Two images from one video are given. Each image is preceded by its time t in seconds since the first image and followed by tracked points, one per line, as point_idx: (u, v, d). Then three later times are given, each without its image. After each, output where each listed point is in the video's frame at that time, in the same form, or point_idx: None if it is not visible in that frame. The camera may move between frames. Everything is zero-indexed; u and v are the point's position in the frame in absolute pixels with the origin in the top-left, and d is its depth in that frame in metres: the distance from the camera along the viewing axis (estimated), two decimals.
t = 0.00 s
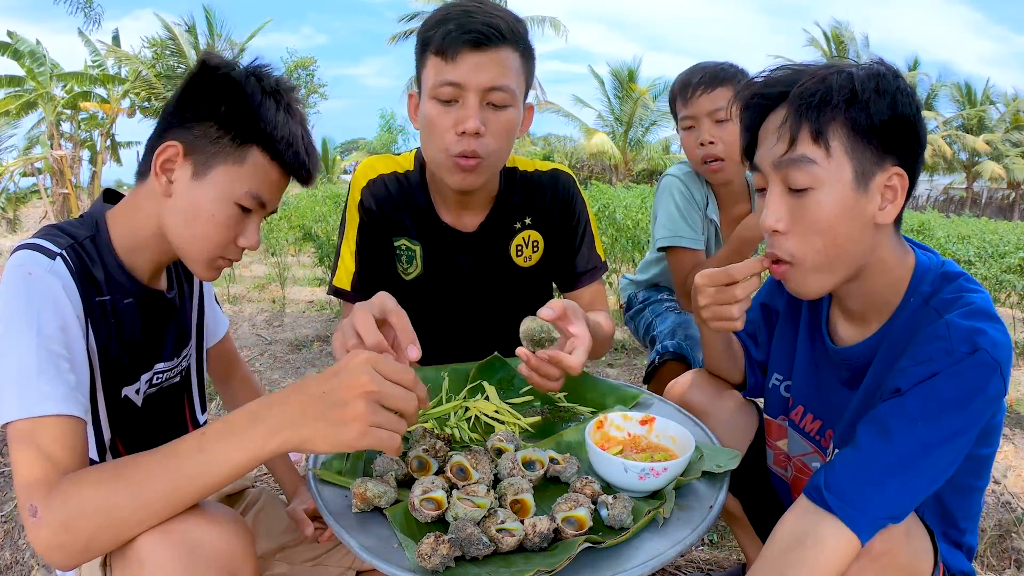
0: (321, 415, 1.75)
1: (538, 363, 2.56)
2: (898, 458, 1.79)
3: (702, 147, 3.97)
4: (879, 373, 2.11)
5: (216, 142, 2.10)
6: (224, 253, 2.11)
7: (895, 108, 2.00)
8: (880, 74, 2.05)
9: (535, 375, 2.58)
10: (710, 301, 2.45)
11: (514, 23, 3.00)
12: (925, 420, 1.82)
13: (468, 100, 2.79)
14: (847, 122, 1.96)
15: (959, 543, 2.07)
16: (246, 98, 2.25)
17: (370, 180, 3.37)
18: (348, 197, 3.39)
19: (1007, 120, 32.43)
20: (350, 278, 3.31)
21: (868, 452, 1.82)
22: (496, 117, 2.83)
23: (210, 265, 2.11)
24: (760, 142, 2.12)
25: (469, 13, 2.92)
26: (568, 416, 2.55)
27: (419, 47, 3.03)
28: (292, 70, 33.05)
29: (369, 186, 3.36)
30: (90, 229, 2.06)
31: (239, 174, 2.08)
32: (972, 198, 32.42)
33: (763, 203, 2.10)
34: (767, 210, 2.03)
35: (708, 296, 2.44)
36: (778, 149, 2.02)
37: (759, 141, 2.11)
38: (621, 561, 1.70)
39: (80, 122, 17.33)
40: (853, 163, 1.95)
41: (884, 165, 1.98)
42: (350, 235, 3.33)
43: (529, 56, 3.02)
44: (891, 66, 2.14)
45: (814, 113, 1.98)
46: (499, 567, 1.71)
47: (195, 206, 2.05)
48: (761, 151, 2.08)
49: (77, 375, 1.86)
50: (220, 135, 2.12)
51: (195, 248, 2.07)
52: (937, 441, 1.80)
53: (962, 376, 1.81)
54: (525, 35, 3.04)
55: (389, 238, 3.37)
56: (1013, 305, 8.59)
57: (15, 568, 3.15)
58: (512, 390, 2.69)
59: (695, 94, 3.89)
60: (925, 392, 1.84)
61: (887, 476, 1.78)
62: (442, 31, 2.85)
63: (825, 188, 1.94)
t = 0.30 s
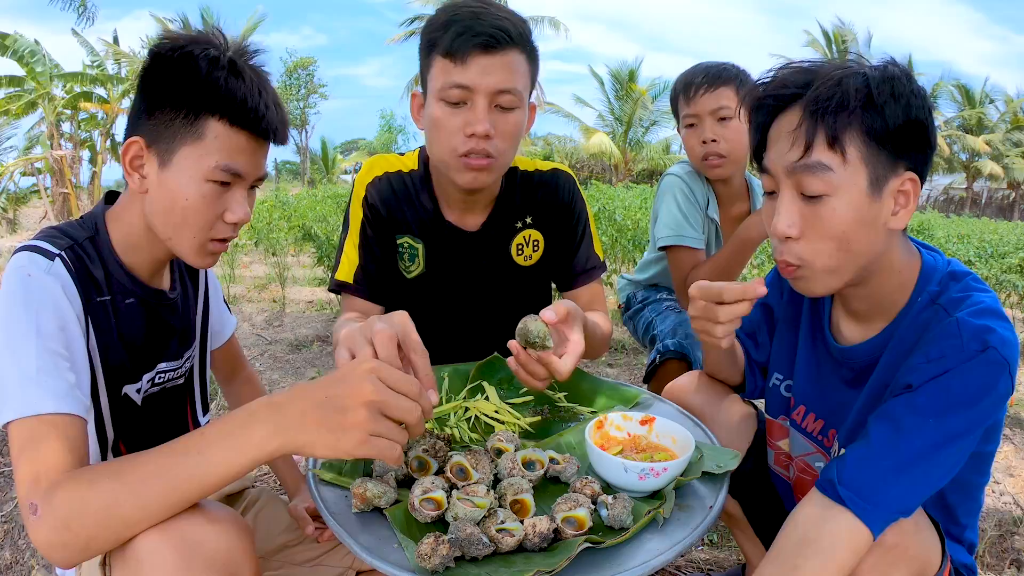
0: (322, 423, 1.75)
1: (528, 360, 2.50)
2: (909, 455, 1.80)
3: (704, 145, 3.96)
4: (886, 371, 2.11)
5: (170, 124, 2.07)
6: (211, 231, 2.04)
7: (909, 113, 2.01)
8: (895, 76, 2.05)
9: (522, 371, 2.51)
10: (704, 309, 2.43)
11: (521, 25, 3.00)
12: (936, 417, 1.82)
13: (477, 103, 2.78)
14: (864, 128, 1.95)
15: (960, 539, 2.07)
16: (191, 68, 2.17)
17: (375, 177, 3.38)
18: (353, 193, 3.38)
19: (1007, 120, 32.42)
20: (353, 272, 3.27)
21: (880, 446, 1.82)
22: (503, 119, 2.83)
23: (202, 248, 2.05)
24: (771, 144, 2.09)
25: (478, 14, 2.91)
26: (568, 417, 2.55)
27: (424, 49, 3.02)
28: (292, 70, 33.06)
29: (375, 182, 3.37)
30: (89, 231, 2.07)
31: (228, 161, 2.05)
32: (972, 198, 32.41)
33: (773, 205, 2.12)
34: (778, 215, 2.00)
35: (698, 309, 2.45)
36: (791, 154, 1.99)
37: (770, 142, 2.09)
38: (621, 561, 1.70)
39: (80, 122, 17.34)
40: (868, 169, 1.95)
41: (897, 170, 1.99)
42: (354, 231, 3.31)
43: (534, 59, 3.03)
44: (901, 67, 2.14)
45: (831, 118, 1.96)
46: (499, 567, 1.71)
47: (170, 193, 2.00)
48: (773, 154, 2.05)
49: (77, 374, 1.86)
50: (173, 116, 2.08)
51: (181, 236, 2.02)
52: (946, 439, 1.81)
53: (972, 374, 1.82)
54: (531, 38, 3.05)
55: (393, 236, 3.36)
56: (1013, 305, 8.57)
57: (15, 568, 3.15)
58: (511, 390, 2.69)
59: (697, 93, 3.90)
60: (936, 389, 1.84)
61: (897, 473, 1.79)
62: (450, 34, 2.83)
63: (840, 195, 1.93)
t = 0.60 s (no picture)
0: (320, 417, 1.76)
1: (523, 343, 2.60)
2: (911, 450, 1.80)
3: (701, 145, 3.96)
4: (885, 368, 2.11)
5: (149, 123, 2.04)
6: (209, 224, 2.05)
7: (891, 111, 1.99)
8: (878, 75, 2.03)
9: (516, 351, 2.63)
10: (740, 345, 2.48)
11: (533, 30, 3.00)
12: (937, 412, 1.82)
13: (493, 106, 2.78)
14: (839, 126, 1.96)
15: (960, 533, 2.08)
16: (165, 62, 2.11)
17: (374, 178, 3.38)
18: (351, 188, 3.39)
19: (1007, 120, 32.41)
20: (340, 259, 3.23)
21: (884, 441, 1.82)
22: (519, 123, 2.84)
23: (203, 241, 2.07)
24: (759, 144, 2.14)
25: (494, 17, 2.91)
26: (568, 416, 2.55)
27: (434, 50, 3.00)
28: (292, 70, 33.08)
29: (375, 180, 3.37)
30: (88, 231, 2.07)
31: (221, 158, 2.04)
32: (972, 198, 32.41)
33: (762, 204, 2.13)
34: (762, 211, 2.06)
35: (729, 341, 2.51)
36: (771, 153, 2.04)
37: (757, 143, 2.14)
38: (621, 561, 1.70)
39: (80, 122, 17.36)
40: (846, 165, 1.95)
41: (879, 167, 1.98)
42: (348, 225, 3.30)
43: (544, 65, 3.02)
44: (892, 66, 2.13)
45: (806, 118, 1.99)
46: (499, 567, 1.71)
47: (161, 191, 2.00)
48: (758, 154, 2.10)
49: (77, 374, 1.86)
50: (152, 115, 2.05)
51: (179, 232, 2.03)
52: (947, 434, 1.81)
53: (972, 369, 1.82)
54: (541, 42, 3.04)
55: (389, 237, 3.35)
56: (1012, 305, 8.57)
57: (15, 568, 3.15)
58: (512, 390, 2.69)
59: (692, 93, 3.89)
60: (936, 384, 1.84)
61: (900, 469, 1.79)
62: (469, 36, 2.82)
63: (817, 191, 1.95)
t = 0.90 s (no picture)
0: (318, 417, 1.74)
1: (524, 327, 2.58)
2: (895, 443, 1.80)
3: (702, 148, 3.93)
4: (871, 364, 2.13)
5: (137, 123, 2.03)
6: (195, 224, 2.02)
7: (863, 103, 2.05)
8: (849, 72, 2.11)
9: (516, 336, 2.58)
10: (774, 368, 2.29)
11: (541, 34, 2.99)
12: (919, 403, 1.83)
13: (503, 113, 2.77)
14: (811, 118, 2.03)
15: (960, 530, 2.08)
16: (155, 61, 2.11)
17: (373, 187, 3.34)
18: (352, 200, 3.36)
19: (1007, 120, 32.41)
20: (340, 277, 3.26)
21: (868, 436, 1.83)
22: (527, 131, 2.85)
23: (190, 240, 2.05)
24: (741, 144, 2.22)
25: (505, 23, 2.90)
26: (568, 416, 2.56)
27: (446, 49, 2.99)
28: (292, 70, 33.08)
29: (375, 189, 3.33)
30: (87, 232, 2.07)
31: (206, 158, 2.01)
32: (972, 198, 32.40)
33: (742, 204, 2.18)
34: (745, 205, 2.12)
35: (762, 361, 2.32)
36: (749, 148, 2.13)
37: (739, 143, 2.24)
38: (621, 560, 1.70)
39: (79, 121, 17.36)
40: (821, 156, 2.02)
41: (854, 157, 2.03)
42: (346, 238, 3.30)
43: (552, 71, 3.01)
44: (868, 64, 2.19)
45: (779, 113, 2.08)
46: (499, 567, 1.71)
47: (147, 192, 1.98)
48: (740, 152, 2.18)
49: (77, 375, 1.86)
50: (140, 115, 2.04)
51: (165, 229, 2.01)
52: (931, 424, 1.81)
53: (952, 357, 1.82)
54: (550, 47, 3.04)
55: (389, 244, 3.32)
56: (1012, 305, 8.57)
57: (15, 568, 3.15)
58: (512, 390, 2.69)
59: (691, 96, 3.88)
60: (918, 375, 1.86)
61: (884, 461, 1.79)
62: (483, 42, 2.81)
63: (794, 182, 2.01)
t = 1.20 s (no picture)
0: (309, 420, 1.71)
1: (520, 311, 2.61)
2: (883, 433, 1.81)
3: (691, 147, 3.94)
4: (860, 357, 2.12)
5: (133, 124, 2.04)
6: (194, 225, 2.02)
7: (838, 100, 2.10)
8: (825, 72, 2.17)
9: (511, 320, 2.62)
10: (764, 351, 2.28)
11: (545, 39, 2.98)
12: (907, 392, 1.83)
13: (506, 118, 2.76)
14: (789, 113, 2.09)
15: (960, 526, 2.08)
16: (154, 61, 2.11)
17: (376, 188, 3.33)
18: (353, 203, 3.35)
19: (1008, 120, 32.40)
20: (345, 282, 3.27)
21: (856, 427, 1.83)
22: (529, 135, 2.85)
23: (190, 241, 2.04)
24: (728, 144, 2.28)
25: (508, 26, 2.89)
26: (567, 417, 2.56)
27: (448, 53, 2.99)
28: (292, 70, 33.08)
29: (376, 193, 3.33)
30: (87, 233, 2.07)
31: (204, 160, 2.01)
32: (972, 198, 32.40)
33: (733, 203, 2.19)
34: (731, 201, 2.18)
35: (751, 343, 2.31)
36: (733, 146, 2.19)
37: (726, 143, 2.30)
38: (621, 561, 1.70)
39: (79, 121, 17.36)
40: (799, 150, 2.06)
41: (832, 150, 2.07)
42: (348, 241, 3.29)
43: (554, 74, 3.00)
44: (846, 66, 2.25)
45: (759, 111, 2.14)
46: (499, 567, 1.71)
47: (146, 194, 1.99)
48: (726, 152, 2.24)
49: (78, 376, 1.86)
50: (136, 115, 2.04)
51: (167, 234, 2.01)
52: (918, 413, 1.81)
53: (938, 346, 1.83)
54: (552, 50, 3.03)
55: (390, 246, 3.33)
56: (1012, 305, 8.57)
57: (15, 568, 3.15)
58: (512, 390, 2.69)
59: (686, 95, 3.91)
60: (904, 364, 1.86)
61: (873, 452, 1.79)
62: (486, 45, 2.81)
63: (773, 175, 2.06)
